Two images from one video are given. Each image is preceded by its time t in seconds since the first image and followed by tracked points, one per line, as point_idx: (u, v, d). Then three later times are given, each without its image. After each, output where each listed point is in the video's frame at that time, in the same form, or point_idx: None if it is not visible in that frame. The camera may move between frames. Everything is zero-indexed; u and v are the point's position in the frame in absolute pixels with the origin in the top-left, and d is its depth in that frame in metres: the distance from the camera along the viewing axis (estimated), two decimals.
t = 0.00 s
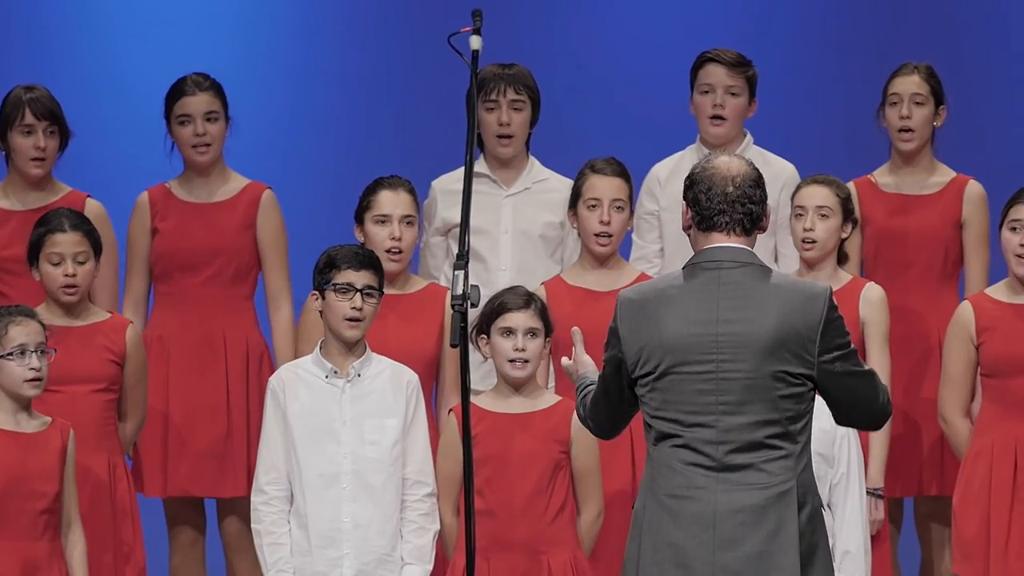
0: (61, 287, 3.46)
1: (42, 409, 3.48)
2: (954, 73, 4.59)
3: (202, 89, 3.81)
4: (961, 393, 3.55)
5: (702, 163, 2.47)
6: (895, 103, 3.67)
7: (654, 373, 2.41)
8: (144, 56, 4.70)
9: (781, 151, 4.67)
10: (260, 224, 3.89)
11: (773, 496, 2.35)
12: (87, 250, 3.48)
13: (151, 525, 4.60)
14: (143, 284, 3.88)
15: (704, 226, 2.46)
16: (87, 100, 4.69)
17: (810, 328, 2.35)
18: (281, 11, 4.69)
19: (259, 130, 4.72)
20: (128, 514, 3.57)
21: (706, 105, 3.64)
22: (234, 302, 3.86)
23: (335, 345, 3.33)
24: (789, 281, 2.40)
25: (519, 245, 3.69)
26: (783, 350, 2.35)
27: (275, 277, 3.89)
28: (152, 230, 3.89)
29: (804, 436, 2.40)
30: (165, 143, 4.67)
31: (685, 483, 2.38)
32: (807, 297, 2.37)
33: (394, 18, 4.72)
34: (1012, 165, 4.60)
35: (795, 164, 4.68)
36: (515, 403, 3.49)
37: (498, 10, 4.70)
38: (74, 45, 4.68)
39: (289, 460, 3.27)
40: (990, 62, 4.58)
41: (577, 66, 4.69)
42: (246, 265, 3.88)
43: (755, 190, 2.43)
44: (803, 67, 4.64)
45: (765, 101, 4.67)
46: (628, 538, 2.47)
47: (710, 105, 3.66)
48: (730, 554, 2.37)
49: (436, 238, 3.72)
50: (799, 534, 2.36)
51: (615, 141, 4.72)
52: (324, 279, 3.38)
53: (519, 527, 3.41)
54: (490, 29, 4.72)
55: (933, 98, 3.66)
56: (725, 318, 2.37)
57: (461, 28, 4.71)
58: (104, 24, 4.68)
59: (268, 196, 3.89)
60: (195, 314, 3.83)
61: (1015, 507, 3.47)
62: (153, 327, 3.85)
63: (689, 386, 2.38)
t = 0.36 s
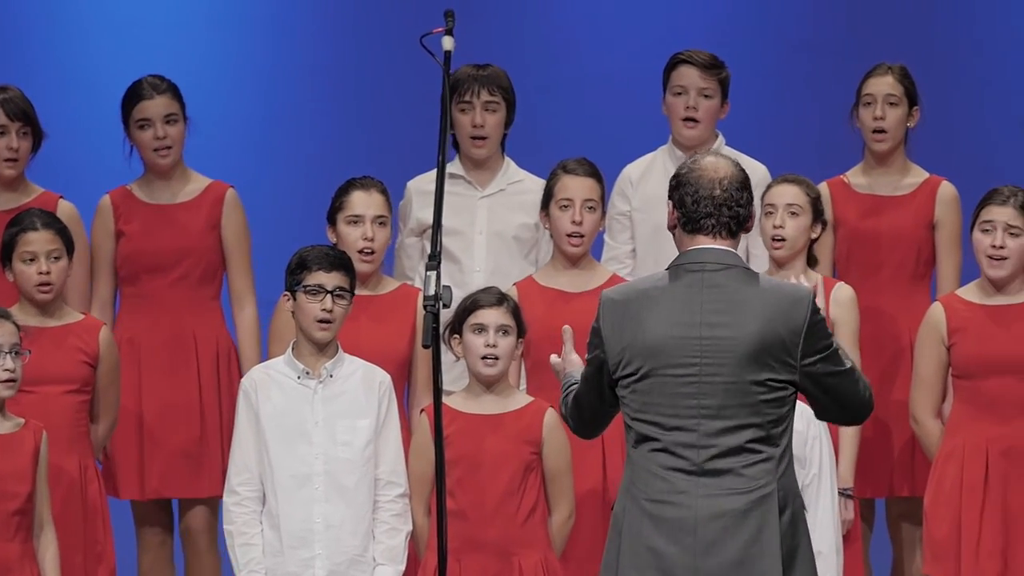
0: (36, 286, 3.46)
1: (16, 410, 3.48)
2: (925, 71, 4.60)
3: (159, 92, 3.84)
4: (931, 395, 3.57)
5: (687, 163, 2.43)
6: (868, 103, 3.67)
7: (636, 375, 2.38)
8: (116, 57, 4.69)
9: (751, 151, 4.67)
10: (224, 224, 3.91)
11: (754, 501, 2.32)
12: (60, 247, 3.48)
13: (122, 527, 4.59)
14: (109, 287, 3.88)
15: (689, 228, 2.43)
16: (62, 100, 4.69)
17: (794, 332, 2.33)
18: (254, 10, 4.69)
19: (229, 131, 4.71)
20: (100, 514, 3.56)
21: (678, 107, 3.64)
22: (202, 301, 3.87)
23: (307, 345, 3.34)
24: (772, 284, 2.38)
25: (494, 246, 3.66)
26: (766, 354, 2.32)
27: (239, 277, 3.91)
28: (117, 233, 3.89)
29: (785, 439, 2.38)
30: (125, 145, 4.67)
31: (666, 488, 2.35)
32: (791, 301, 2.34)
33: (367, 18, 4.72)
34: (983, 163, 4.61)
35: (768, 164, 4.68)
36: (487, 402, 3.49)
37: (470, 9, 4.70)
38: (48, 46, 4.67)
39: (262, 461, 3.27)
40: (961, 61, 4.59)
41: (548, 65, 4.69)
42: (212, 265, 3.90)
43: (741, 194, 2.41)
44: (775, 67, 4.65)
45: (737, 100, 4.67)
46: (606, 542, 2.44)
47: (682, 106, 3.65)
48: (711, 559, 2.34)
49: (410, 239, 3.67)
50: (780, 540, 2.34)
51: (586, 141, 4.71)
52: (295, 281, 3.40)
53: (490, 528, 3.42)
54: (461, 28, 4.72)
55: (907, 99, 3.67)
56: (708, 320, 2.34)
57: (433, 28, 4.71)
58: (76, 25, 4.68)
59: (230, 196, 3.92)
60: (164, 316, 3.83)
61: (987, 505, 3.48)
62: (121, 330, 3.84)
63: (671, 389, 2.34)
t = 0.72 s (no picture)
0: (9, 286, 3.46)
1: None
2: (898, 72, 4.62)
3: (135, 90, 3.84)
4: (904, 397, 3.57)
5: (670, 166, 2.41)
6: (843, 103, 3.67)
7: (616, 377, 2.36)
8: (96, 56, 4.70)
9: (725, 152, 4.68)
10: (201, 223, 3.91)
11: (733, 508, 2.33)
12: (34, 249, 3.47)
13: (97, 528, 4.59)
14: (85, 287, 3.88)
15: (670, 231, 2.41)
16: (41, 101, 4.70)
17: (778, 339, 2.33)
18: (233, 9, 4.69)
19: (205, 130, 4.71)
20: (73, 515, 3.56)
21: (652, 109, 3.63)
22: (179, 301, 3.87)
23: (278, 348, 3.36)
24: (752, 289, 2.38)
25: (467, 247, 3.66)
26: (749, 361, 2.33)
27: (215, 277, 3.91)
28: (93, 234, 3.89)
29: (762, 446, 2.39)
30: (102, 147, 4.67)
31: (646, 493, 2.34)
32: (774, 308, 2.35)
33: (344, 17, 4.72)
34: (955, 164, 4.63)
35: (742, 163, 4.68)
36: (460, 405, 3.48)
37: (446, 9, 4.70)
38: (26, 47, 4.68)
39: (235, 461, 3.28)
40: (934, 62, 4.61)
41: (523, 66, 4.70)
42: (189, 266, 3.90)
43: (724, 200, 2.41)
44: (751, 66, 4.65)
45: (711, 99, 4.67)
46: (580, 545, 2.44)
47: (656, 109, 3.64)
48: (688, 565, 2.35)
49: (384, 240, 3.66)
50: (757, 545, 2.36)
51: (561, 141, 4.72)
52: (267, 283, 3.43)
53: (462, 529, 3.42)
54: (436, 28, 4.72)
55: (882, 100, 3.67)
56: (693, 325, 2.33)
57: (407, 29, 4.71)
58: (54, 26, 4.68)
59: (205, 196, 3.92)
60: (140, 316, 3.83)
61: (960, 505, 3.49)
62: (97, 330, 3.84)
63: (653, 393, 2.33)
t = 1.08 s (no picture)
0: None
1: None
2: (878, 72, 4.61)
3: (126, 88, 3.85)
4: (884, 397, 3.57)
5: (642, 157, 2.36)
6: (823, 104, 3.67)
7: (595, 370, 2.28)
8: (83, 54, 4.70)
9: (705, 153, 4.68)
10: (189, 223, 3.91)
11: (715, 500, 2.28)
12: (14, 248, 3.47)
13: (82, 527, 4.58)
14: (70, 284, 3.88)
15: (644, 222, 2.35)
16: (29, 100, 4.70)
17: (757, 331, 2.30)
18: (218, 8, 4.69)
19: (191, 130, 4.71)
20: (53, 515, 3.56)
21: (631, 108, 3.62)
22: (167, 301, 3.87)
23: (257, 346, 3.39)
24: (725, 282, 2.34)
25: (447, 247, 3.66)
26: (729, 356, 2.29)
27: (203, 277, 3.91)
28: (80, 232, 3.89)
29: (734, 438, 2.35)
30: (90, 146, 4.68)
31: (629, 485, 2.26)
32: (750, 303, 2.31)
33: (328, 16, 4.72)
34: (933, 164, 4.63)
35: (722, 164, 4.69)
36: (438, 403, 3.50)
37: (425, 10, 4.70)
38: (14, 46, 4.69)
39: (215, 461, 3.29)
40: (916, 63, 4.60)
41: (503, 67, 4.70)
42: (176, 265, 3.90)
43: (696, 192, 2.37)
44: (730, 66, 4.65)
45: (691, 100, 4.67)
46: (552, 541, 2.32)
47: (635, 107, 3.64)
48: (671, 557, 2.27)
49: (363, 240, 3.66)
50: (734, 537, 2.32)
51: (542, 142, 4.72)
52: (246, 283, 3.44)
53: (442, 529, 3.42)
54: (415, 28, 4.72)
55: (862, 100, 3.66)
56: (675, 317, 2.27)
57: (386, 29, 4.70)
58: (43, 25, 4.69)
59: (193, 195, 3.93)
60: (125, 316, 3.83)
61: (939, 506, 3.49)
62: (83, 330, 3.83)
63: (635, 385, 2.26)
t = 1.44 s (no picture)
0: None
1: None
2: (848, 73, 4.62)
3: (106, 91, 3.83)
4: (853, 397, 3.57)
5: (564, 166, 2.43)
6: (791, 105, 3.67)
7: (534, 376, 2.33)
8: (59, 51, 4.69)
9: (674, 152, 4.70)
10: (166, 223, 3.90)
11: (658, 503, 2.34)
12: None
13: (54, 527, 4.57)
14: (44, 281, 3.87)
15: (570, 227, 2.40)
16: (7, 96, 4.70)
17: (693, 334, 2.36)
18: (192, 8, 4.68)
19: (168, 127, 4.70)
20: (21, 514, 3.54)
21: (599, 111, 3.65)
22: (142, 300, 3.86)
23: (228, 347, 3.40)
24: (661, 285, 2.39)
25: (417, 248, 3.66)
26: (667, 358, 2.34)
27: (179, 277, 3.89)
28: (56, 228, 3.88)
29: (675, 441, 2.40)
30: (67, 145, 4.67)
31: (572, 490, 2.31)
32: (685, 305, 2.37)
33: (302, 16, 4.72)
34: (903, 164, 4.62)
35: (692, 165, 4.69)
36: (408, 403, 3.50)
37: (395, 10, 4.70)
38: None
39: (183, 461, 3.33)
40: (886, 62, 4.61)
41: (473, 65, 4.69)
42: (152, 263, 3.89)
43: (621, 194, 2.42)
44: (699, 66, 4.66)
45: (660, 100, 4.68)
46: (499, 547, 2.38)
47: (603, 110, 3.66)
48: (618, 561, 2.33)
49: (333, 241, 3.66)
50: (678, 539, 2.37)
51: (512, 141, 4.71)
52: (217, 282, 3.44)
53: (410, 530, 3.42)
54: (385, 27, 4.72)
55: (830, 101, 3.66)
56: (612, 322, 2.33)
57: (356, 29, 4.70)
58: (21, 22, 4.69)
59: (171, 196, 3.91)
60: (98, 314, 3.82)
61: (908, 507, 3.50)
62: (56, 327, 3.82)
63: (575, 390, 2.31)
